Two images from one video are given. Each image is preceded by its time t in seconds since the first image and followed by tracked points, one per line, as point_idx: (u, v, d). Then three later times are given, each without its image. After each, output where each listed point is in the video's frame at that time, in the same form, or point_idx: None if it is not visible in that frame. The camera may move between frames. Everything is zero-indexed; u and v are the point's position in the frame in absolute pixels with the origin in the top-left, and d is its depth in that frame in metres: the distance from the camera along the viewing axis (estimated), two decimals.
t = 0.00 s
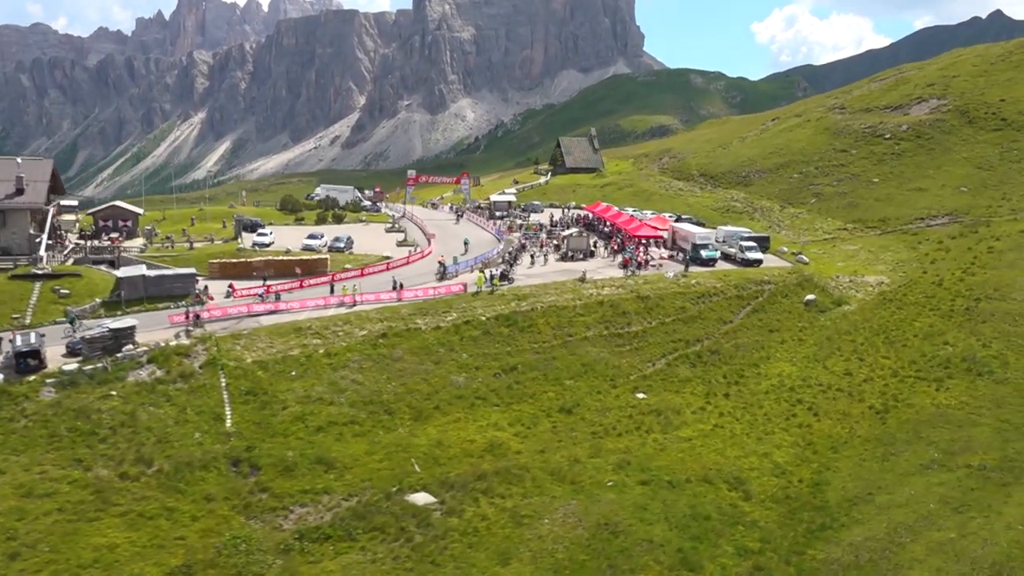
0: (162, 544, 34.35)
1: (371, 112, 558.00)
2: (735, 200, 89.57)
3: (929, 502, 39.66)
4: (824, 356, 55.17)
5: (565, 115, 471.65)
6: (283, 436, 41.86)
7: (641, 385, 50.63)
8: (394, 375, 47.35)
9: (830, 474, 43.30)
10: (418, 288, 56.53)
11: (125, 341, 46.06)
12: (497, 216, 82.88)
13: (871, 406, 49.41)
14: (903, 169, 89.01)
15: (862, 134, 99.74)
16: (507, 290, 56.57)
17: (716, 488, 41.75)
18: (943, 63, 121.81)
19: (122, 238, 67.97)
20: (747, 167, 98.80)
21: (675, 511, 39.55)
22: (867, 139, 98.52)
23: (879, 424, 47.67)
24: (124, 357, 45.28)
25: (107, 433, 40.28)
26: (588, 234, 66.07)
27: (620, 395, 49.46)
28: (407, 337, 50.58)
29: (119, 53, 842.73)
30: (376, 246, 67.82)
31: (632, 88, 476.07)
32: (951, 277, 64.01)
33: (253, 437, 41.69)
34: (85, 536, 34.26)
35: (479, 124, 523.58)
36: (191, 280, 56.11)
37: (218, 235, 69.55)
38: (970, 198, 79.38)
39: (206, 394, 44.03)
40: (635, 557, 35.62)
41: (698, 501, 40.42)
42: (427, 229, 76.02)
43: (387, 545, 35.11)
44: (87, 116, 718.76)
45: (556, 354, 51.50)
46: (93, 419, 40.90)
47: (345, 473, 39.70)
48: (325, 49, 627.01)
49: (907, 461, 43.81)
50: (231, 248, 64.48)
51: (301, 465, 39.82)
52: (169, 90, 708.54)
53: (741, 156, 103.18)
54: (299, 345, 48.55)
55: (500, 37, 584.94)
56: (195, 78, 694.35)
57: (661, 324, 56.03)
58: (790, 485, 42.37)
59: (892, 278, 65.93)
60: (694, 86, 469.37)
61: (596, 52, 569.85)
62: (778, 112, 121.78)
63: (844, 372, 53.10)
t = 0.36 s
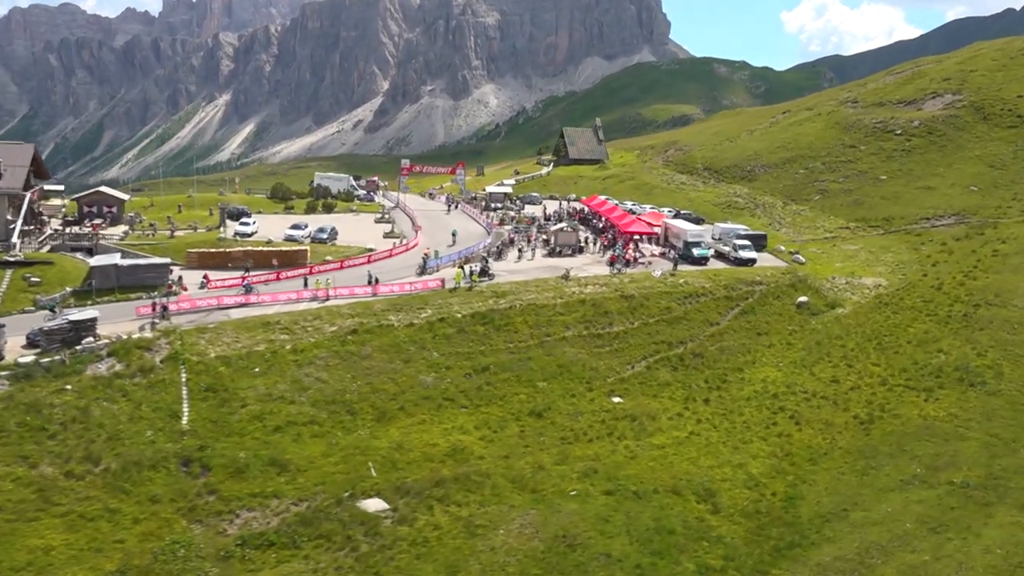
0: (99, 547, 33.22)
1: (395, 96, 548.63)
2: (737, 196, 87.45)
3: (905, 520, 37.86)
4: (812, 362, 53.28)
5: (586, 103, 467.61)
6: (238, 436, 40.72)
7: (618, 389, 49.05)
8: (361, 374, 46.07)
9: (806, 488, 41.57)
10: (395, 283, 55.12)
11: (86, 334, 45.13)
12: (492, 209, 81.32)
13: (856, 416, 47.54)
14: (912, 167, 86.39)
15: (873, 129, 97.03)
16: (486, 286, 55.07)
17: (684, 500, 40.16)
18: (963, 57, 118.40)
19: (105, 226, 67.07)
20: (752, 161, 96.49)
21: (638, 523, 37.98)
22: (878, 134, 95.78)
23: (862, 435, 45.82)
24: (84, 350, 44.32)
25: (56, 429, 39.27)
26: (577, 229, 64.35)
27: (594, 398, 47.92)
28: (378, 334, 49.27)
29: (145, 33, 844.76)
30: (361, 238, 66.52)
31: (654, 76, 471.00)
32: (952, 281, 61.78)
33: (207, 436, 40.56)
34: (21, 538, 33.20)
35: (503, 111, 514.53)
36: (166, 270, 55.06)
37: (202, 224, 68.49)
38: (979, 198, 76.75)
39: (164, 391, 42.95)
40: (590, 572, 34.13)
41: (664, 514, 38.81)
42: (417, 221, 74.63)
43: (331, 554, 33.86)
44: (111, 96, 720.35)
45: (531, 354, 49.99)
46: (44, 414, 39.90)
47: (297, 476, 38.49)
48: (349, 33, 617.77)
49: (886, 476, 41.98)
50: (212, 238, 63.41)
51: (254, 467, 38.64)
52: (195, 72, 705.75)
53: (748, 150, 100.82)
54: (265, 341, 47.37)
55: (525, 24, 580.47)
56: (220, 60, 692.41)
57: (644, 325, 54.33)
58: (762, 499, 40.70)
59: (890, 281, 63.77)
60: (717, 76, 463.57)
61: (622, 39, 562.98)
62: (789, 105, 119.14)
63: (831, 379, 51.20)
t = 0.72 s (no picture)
0: (41, 550, 32.34)
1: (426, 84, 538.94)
2: (745, 193, 85.32)
3: (885, 541, 35.99)
4: (805, 369, 51.35)
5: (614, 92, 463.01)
6: (198, 436, 39.76)
7: (599, 394, 47.52)
8: (332, 374, 44.92)
9: (785, 504, 39.78)
10: (377, 279, 53.88)
11: (54, 327, 44.43)
12: (492, 203, 79.91)
13: (845, 428, 45.60)
14: (929, 165, 83.63)
15: (891, 126, 94.16)
16: (470, 284, 53.68)
17: (655, 514, 38.57)
18: (990, 52, 114.69)
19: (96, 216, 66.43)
20: (765, 157, 94.09)
21: (604, 537, 36.42)
22: (895, 130, 92.93)
23: (849, 449, 43.90)
24: (50, 344, 43.63)
25: (13, 426, 38.57)
26: (571, 226, 62.79)
27: (573, 403, 46.41)
28: (353, 332, 48.11)
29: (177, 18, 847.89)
30: (352, 231, 65.41)
31: (683, 66, 465.32)
32: (959, 286, 59.44)
33: (167, 435, 39.64)
34: None
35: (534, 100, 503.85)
36: (147, 261, 54.28)
37: (194, 214, 67.71)
38: (996, 200, 73.93)
39: (128, 387, 42.10)
40: None
41: (633, 528, 37.25)
42: (414, 215, 73.42)
43: (278, 564, 32.75)
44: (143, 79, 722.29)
45: (510, 356, 48.59)
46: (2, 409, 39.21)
47: (254, 480, 37.46)
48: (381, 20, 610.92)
49: (871, 493, 40.10)
50: (200, 229, 62.53)
51: (210, 469, 37.67)
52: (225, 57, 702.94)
53: (760, 146, 98.47)
54: (236, 337, 46.36)
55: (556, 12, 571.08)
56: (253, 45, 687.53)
57: (631, 328, 52.68)
58: (737, 514, 39.02)
59: (895, 285, 61.54)
60: (748, 67, 456.95)
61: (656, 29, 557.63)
62: (807, 100, 116.36)
63: (823, 388, 49.25)
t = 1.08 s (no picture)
0: None
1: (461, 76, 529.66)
2: (756, 193, 83.30)
3: (865, 566, 34.03)
4: (800, 379, 49.43)
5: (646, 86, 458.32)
6: (161, 438, 38.92)
7: (580, 402, 46.04)
8: (305, 376, 43.87)
9: (764, 523, 37.98)
10: (361, 278, 52.79)
11: (26, 323, 43.83)
12: (496, 201, 78.60)
13: (836, 443, 43.67)
14: (949, 166, 80.83)
15: (912, 124, 91.34)
16: (456, 285, 52.43)
17: (625, 531, 36.97)
18: (1020, 49, 111.00)
19: (92, 208, 66.02)
20: (780, 156, 91.79)
21: (568, 554, 34.86)
22: (916, 130, 90.10)
23: (838, 465, 41.97)
24: (21, 340, 42.99)
25: None
26: (567, 226, 61.30)
27: (552, 411, 44.99)
28: (331, 333, 47.05)
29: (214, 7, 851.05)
30: (346, 227, 64.44)
31: (717, 59, 459.29)
32: (968, 294, 57.09)
33: (129, 436, 38.81)
34: None
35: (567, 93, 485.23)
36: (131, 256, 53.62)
37: (190, 207, 67.08)
38: (1016, 203, 71.12)
39: (95, 386, 41.38)
40: None
41: (600, 545, 35.68)
42: (413, 212, 72.33)
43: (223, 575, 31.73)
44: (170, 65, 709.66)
45: (491, 360, 47.27)
46: None
47: (212, 486, 36.52)
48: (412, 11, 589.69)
49: (855, 513, 38.17)
50: (192, 223, 61.84)
51: (169, 474, 36.80)
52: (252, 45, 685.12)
53: (777, 144, 96.07)
54: (211, 336, 45.49)
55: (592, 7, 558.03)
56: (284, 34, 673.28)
57: (620, 332, 51.11)
58: (712, 533, 37.31)
59: (902, 292, 59.31)
60: (783, 60, 449.86)
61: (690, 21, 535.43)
62: (828, 97, 113.58)
63: (816, 400, 47.31)
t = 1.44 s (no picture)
0: None
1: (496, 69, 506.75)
2: (768, 197, 81.34)
3: None
4: (791, 393, 47.71)
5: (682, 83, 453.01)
6: (124, 441, 38.46)
7: (560, 412, 44.84)
8: (277, 381, 43.18)
9: (736, 545, 36.39)
10: (346, 280, 51.99)
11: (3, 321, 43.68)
12: (500, 201, 77.51)
13: (821, 462, 41.98)
14: (971, 172, 78.12)
15: (936, 128, 88.54)
16: (442, 289, 51.43)
17: (590, 550, 35.58)
18: None
19: (92, 204, 66.10)
20: (797, 159, 89.57)
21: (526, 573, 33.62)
22: (939, 133, 87.32)
23: (821, 486, 40.30)
24: None
25: None
26: (564, 229, 60.03)
27: (529, 421, 43.83)
28: (309, 336, 46.33)
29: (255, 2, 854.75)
30: (341, 226, 63.76)
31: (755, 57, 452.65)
32: (977, 308, 54.85)
33: (93, 439, 38.38)
34: None
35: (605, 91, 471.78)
36: (120, 254, 53.37)
37: (188, 204, 66.86)
38: None
39: (64, 386, 41.03)
40: None
41: (561, 563, 34.37)
42: (414, 211, 71.48)
43: None
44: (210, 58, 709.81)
45: (470, 367, 46.23)
46: None
47: (169, 492, 35.95)
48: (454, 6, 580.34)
49: (833, 537, 36.38)
50: (186, 220, 61.54)
51: (127, 479, 36.30)
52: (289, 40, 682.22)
53: (795, 146, 93.82)
54: (186, 337, 45.00)
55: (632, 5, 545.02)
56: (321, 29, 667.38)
57: (608, 341, 49.74)
58: (681, 554, 35.79)
59: (908, 303, 57.22)
60: (823, 58, 442.05)
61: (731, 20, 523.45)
62: (853, 99, 110.84)
63: (805, 416, 45.62)
